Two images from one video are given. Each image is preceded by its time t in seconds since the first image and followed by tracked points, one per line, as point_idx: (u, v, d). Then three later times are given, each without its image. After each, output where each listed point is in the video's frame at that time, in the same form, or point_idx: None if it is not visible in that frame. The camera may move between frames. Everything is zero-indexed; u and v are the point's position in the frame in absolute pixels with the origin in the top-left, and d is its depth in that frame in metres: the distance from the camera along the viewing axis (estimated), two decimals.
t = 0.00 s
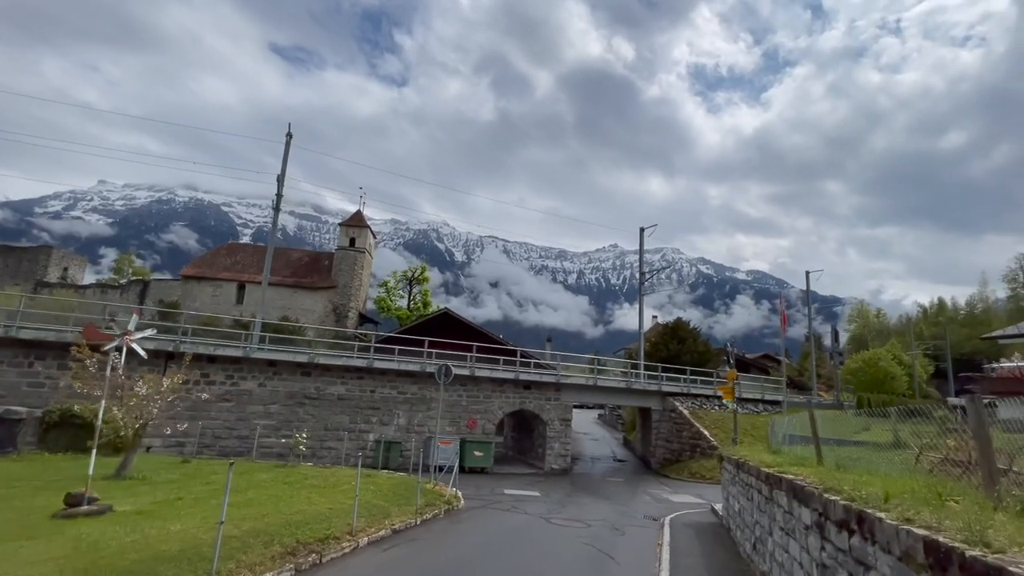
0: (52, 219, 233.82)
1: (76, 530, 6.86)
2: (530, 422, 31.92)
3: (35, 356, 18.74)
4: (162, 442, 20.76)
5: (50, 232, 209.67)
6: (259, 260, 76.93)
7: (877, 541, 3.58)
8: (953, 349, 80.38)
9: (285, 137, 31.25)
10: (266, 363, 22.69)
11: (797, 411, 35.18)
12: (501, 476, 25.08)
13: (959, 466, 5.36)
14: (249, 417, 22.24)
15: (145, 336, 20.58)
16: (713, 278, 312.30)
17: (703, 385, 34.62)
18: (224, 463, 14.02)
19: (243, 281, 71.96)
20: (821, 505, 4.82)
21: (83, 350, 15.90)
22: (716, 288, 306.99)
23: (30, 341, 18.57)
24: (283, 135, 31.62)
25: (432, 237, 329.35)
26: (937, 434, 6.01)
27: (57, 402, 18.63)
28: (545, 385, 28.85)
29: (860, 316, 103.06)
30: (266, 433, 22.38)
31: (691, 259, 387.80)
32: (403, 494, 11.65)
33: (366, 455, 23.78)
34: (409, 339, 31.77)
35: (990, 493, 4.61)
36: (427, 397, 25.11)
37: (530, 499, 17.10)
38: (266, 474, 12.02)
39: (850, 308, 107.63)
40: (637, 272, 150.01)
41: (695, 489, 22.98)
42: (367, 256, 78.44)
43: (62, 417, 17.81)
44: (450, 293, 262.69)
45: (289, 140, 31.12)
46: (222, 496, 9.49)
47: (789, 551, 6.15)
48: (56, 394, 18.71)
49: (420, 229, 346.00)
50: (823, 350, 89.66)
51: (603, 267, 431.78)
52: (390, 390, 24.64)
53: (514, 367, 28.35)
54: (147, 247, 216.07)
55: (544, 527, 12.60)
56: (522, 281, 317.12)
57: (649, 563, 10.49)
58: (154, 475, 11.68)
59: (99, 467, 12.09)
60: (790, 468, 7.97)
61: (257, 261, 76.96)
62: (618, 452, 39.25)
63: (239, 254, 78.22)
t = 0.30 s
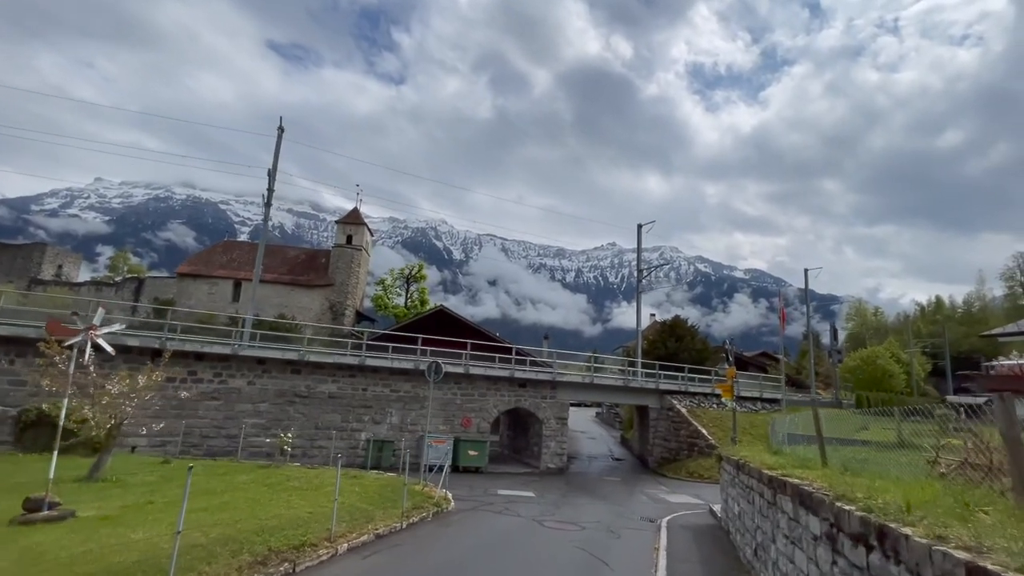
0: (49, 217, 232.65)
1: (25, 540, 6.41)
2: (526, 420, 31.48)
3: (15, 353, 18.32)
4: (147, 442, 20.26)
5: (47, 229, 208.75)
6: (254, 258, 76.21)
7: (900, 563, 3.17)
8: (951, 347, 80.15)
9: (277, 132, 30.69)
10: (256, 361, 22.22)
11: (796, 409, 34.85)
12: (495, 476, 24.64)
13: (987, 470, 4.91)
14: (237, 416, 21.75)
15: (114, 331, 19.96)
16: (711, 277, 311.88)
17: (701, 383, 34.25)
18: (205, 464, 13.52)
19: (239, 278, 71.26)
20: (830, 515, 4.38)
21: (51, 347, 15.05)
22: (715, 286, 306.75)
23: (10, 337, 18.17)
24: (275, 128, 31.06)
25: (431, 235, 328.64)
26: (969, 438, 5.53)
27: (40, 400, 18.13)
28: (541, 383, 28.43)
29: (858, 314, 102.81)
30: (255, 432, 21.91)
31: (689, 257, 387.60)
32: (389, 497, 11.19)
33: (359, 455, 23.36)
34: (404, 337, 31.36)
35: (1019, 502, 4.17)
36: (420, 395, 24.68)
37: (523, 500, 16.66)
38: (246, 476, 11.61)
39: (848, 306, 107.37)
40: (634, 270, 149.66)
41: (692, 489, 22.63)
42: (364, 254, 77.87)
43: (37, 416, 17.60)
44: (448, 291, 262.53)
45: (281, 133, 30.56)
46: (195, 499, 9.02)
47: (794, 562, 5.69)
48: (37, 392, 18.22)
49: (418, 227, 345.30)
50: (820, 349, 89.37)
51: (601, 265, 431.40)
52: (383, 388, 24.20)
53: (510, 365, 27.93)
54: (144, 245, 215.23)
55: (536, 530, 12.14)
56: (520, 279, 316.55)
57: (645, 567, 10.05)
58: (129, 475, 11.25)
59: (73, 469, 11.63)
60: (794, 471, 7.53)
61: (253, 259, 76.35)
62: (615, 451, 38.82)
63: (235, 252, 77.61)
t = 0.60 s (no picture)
0: (46, 215, 231.76)
1: None
2: (522, 418, 31.02)
3: None
4: (133, 440, 19.80)
5: (44, 226, 208.03)
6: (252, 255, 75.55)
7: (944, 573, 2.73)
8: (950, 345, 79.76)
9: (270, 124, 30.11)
10: (246, 357, 21.75)
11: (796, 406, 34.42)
12: (491, 473, 24.20)
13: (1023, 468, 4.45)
14: (227, 413, 21.29)
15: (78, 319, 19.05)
16: (709, 275, 311.50)
17: (700, 379, 33.81)
18: (188, 461, 13.07)
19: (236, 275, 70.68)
20: (851, 517, 3.93)
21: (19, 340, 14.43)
22: (713, 284, 306.43)
23: None
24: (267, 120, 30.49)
25: (429, 233, 327.97)
26: (1002, 435, 5.05)
27: (22, 395, 17.67)
28: (538, 379, 27.98)
29: (856, 312, 102.37)
30: (245, 429, 21.45)
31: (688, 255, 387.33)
32: (376, 496, 10.73)
33: (352, 452, 22.89)
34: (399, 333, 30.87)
35: None
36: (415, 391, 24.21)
37: (517, 499, 16.20)
38: (228, 474, 11.18)
39: (847, 304, 106.92)
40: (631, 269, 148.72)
41: (692, 487, 22.19)
42: (362, 251, 77.32)
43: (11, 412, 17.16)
44: (447, 289, 262.31)
45: (274, 126, 29.98)
46: (171, 499, 8.58)
47: (804, 568, 5.24)
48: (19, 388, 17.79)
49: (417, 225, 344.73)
50: (819, 346, 88.93)
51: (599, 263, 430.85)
52: (377, 384, 23.73)
53: (506, 361, 27.47)
54: (142, 243, 214.67)
55: (530, 531, 11.69)
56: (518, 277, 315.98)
57: (643, 569, 9.61)
58: (106, 474, 10.82)
59: (46, 467, 11.19)
60: (803, 467, 7.06)
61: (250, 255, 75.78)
62: (613, 449, 38.39)
63: (232, 248, 77.04)
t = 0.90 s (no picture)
0: (44, 213, 230.97)
1: None
2: (519, 415, 30.52)
3: None
4: (118, 438, 19.27)
5: (42, 224, 207.22)
6: (249, 252, 74.96)
7: None
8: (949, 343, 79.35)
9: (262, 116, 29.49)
10: (236, 354, 21.25)
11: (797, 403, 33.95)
12: (486, 472, 23.73)
13: None
14: (215, 411, 20.79)
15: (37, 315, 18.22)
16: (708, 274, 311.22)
17: (700, 377, 33.35)
18: (169, 461, 12.61)
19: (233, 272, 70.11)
20: (876, 529, 3.44)
21: None
22: (712, 282, 306.10)
23: None
24: (259, 113, 29.86)
25: (428, 231, 327.27)
26: None
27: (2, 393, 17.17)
28: (535, 376, 27.49)
29: (855, 310, 102.11)
30: (234, 428, 20.99)
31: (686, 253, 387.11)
32: (360, 498, 10.24)
33: (344, 451, 22.40)
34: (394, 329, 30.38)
35: None
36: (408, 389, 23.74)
37: (511, 500, 15.72)
38: (206, 475, 10.70)
39: (845, 302, 106.53)
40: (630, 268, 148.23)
41: (690, 487, 21.73)
42: (360, 249, 76.77)
43: None
44: (445, 287, 261.68)
45: (265, 118, 29.35)
46: (138, 503, 8.07)
47: None
48: None
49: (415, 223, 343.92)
50: (818, 344, 88.51)
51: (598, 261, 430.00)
52: (369, 382, 23.22)
53: (502, 358, 26.96)
54: (141, 241, 214.12)
55: (523, 533, 11.22)
56: (517, 275, 315.41)
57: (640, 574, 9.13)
58: (77, 475, 10.33)
59: (16, 465, 10.72)
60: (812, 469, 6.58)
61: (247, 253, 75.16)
62: (611, 447, 37.93)
63: (229, 245, 76.44)
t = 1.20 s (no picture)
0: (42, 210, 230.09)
1: None
2: (515, 413, 30.08)
3: None
4: (102, 436, 18.79)
5: (39, 222, 206.50)
6: (246, 249, 74.42)
7: None
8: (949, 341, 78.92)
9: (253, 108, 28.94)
10: (224, 349, 20.82)
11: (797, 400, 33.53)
12: (482, 470, 23.28)
13: None
14: (203, 407, 20.33)
15: None
16: (707, 272, 310.63)
17: (699, 374, 32.91)
18: (146, 459, 12.17)
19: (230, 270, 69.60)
20: (901, 535, 2.99)
21: None
22: (711, 280, 305.63)
23: None
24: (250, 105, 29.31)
25: (427, 229, 326.61)
26: None
27: None
28: (531, 373, 27.05)
29: (854, 307, 101.65)
30: (223, 425, 20.53)
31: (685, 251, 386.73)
32: (342, 497, 9.79)
33: (336, 448, 21.97)
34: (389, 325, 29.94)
35: None
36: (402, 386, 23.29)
37: (505, 498, 15.28)
38: (182, 473, 10.24)
39: (845, 299, 106.09)
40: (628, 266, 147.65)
41: (689, 485, 21.29)
42: (357, 246, 76.25)
43: None
44: (444, 285, 261.18)
45: (257, 111, 28.79)
46: (104, 502, 7.63)
47: None
48: None
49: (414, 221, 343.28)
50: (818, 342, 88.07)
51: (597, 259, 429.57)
52: (362, 378, 22.77)
53: (498, 354, 26.51)
54: (139, 239, 213.41)
55: (515, 533, 10.77)
56: (516, 274, 314.77)
57: None
58: (46, 473, 9.87)
59: None
60: (816, 467, 6.15)
61: (244, 250, 74.57)
62: (609, 444, 37.50)
63: (226, 243, 75.88)
